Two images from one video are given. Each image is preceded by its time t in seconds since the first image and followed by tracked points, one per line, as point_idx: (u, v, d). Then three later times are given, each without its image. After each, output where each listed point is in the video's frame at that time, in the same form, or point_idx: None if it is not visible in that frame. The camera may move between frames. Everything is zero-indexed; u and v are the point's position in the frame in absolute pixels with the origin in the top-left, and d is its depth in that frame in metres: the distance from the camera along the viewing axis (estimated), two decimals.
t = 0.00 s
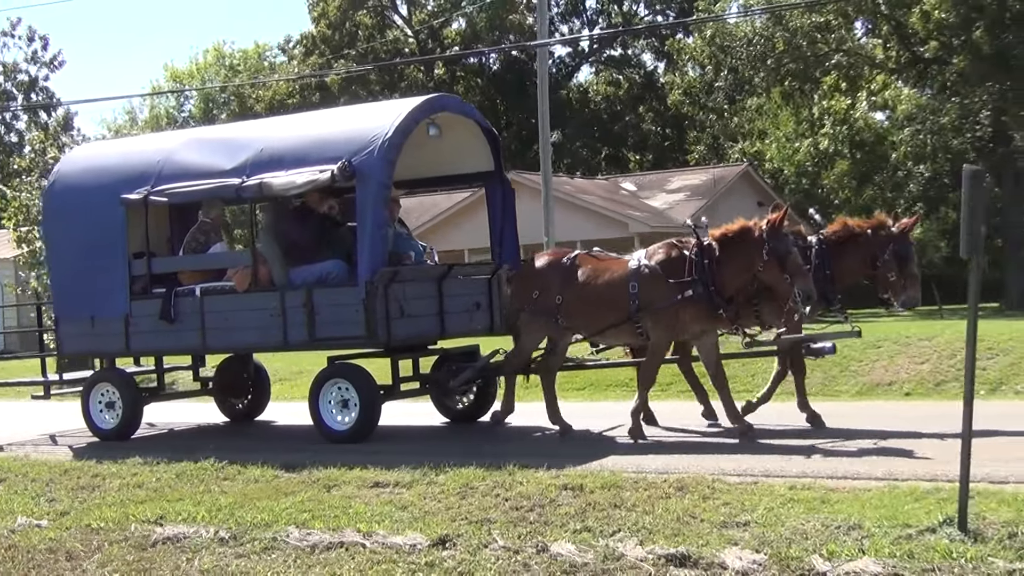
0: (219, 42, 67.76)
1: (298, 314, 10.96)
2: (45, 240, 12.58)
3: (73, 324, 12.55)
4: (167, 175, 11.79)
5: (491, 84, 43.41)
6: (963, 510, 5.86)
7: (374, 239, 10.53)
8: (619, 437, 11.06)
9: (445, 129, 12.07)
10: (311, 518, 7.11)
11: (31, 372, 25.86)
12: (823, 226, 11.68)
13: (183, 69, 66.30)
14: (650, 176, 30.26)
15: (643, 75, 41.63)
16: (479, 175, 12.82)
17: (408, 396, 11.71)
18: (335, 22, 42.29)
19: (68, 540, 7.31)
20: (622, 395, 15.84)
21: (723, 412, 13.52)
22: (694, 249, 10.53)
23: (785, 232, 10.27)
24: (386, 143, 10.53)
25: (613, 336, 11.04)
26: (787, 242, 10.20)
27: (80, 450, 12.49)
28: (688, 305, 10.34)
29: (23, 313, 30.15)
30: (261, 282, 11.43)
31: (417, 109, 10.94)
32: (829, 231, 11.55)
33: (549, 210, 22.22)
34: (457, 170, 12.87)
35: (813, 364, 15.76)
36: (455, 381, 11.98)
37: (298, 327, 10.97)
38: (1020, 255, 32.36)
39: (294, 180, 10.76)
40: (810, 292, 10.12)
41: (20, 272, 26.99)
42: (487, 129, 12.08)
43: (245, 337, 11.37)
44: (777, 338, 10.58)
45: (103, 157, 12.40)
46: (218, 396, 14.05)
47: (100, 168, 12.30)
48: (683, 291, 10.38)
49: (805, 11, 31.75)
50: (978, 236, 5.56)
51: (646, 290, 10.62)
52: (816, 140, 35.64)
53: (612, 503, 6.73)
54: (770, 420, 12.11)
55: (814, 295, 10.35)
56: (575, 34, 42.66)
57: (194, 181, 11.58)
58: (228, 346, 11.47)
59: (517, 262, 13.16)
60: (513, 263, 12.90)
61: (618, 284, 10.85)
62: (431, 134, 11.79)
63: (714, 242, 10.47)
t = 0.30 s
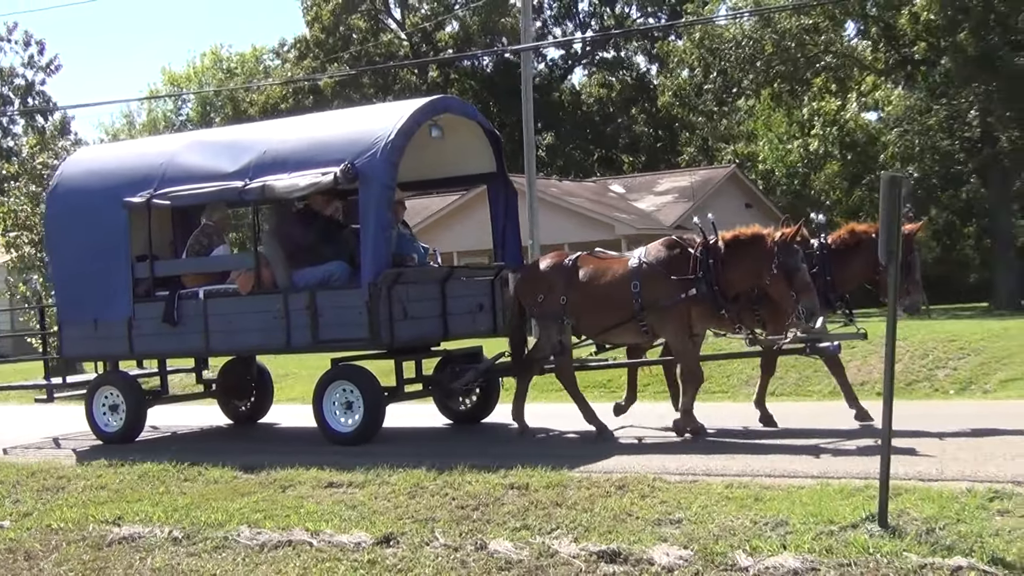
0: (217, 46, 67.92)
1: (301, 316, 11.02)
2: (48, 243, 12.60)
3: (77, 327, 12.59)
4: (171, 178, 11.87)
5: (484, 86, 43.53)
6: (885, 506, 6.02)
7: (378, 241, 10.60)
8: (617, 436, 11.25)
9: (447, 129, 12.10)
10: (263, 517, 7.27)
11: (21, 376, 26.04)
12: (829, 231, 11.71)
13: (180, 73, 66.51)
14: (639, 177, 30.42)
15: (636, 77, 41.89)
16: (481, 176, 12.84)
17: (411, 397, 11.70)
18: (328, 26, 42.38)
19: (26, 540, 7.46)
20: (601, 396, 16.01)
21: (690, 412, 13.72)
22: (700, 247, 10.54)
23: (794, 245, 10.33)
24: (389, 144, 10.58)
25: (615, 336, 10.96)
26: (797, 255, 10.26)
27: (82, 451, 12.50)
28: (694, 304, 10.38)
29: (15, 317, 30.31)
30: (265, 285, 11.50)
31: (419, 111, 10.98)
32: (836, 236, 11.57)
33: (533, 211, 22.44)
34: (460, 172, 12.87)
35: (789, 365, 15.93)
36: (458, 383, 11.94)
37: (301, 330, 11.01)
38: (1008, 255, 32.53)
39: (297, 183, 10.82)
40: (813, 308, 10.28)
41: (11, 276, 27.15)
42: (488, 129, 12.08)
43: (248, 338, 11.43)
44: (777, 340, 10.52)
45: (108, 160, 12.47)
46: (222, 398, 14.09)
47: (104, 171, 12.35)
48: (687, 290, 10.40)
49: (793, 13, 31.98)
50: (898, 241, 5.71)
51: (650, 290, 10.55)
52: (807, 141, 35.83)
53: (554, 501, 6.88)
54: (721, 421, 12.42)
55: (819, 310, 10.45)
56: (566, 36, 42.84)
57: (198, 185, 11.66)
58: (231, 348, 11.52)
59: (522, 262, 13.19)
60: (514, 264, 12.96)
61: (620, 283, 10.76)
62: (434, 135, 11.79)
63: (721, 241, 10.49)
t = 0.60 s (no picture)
0: (211, 51, 68.24)
1: (304, 320, 11.01)
2: (51, 248, 12.54)
3: (78, 332, 12.55)
4: (172, 183, 11.84)
5: (474, 90, 43.77)
6: (811, 507, 6.18)
7: (380, 244, 10.55)
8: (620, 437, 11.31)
9: (449, 134, 12.06)
10: (217, 521, 7.41)
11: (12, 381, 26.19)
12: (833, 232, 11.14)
13: (175, 78, 66.81)
14: (625, 180, 30.50)
15: (625, 81, 42.04)
16: (483, 179, 12.77)
17: (413, 400, 11.70)
18: (319, 31, 42.47)
19: None
20: (580, 401, 16.14)
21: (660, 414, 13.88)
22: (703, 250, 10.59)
23: (790, 237, 10.25)
24: (390, 148, 10.54)
25: (622, 338, 10.96)
26: (793, 247, 10.17)
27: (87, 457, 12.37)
28: (702, 306, 10.42)
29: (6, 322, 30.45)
30: (267, 288, 11.49)
31: (422, 115, 10.96)
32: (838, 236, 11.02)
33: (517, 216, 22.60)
34: (462, 174, 12.79)
35: (764, 366, 16.06)
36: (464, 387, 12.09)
37: (304, 333, 11.01)
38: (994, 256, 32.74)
39: (299, 187, 10.80)
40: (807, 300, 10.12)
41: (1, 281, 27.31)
42: (489, 133, 12.03)
43: (250, 342, 11.40)
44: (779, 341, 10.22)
45: (110, 164, 12.42)
46: (224, 403, 14.18)
47: (106, 175, 12.30)
48: (693, 292, 10.42)
49: (779, 16, 31.95)
50: (822, 249, 5.86)
51: (655, 292, 10.60)
52: (795, 143, 36.04)
53: (498, 503, 7.02)
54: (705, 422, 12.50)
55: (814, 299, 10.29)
56: (556, 40, 43.00)
57: (199, 190, 11.64)
58: (233, 352, 11.50)
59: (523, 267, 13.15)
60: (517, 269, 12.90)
61: (624, 284, 10.78)
62: (435, 138, 11.75)
63: (721, 244, 10.52)
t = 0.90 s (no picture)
0: (205, 51, 68.38)
1: (307, 322, 10.86)
2: (51, 249, 12.33)
3: (80, 334, 12.37)
4: (173, 184, 11.66)
5: (463, 92, 43.92)
6: (744, 504, 6.33)
7: (383, 244, 10.42)
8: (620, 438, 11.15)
9: (451, 134, 11.92)
10: (172, 521, 7.54)
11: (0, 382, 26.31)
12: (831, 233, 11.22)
13: (168, 79, 66.92)
14: (612, 181, 30.65)
15: (614, 81, 42.13)
16: (485, 180, 12.65)
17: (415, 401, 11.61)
18: (310, 33, 42.53)
19: None
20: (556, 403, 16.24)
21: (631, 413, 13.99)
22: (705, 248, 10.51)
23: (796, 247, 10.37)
24: (393, 149, 10.43)
25: (620, 337, 10.90)
26: (799, 258, 10.30)
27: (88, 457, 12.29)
28: (699, 305, 10.32)
29: None
30: (270, 290, 11.32)
31: (425, 115, 10.84)
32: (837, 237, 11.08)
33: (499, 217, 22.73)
34: (463, 174, 12.69)
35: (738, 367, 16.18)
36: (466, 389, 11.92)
37: (307, 335, 10.86)
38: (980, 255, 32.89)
39: (302, 188, 10.64)
40: (809, 311, 10.29)
41: None
42: (491, 133, 11.91)
43: (253, 344, 11.27)
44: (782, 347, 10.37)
45: (110, 165, 12.22)
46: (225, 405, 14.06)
47: (107, 175, 12.11)
48: (693, 289, 10.32)
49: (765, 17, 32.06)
50: (748, 252, 6.02)
51: (657, 291, 10.52)
52: (782, 143, 36.22)
53: (446, 501, 7.16)
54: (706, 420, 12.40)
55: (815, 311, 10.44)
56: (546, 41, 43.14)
57: (199, 191, 11.46)
58: (237, 353, 11.36)
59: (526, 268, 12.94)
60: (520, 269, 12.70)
61: (626, 285, 10.72)
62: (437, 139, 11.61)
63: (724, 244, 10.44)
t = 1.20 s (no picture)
0: (196, 52, 68.46)
1: (306, 321, 10.89)
2: (52, 250, 12.48)
3: (80, 333, 12.49)
4: (172, 183, 11.77)
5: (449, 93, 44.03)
6: (675, 503, 6.48)
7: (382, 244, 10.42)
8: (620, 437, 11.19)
9: (450, 134, 11.97)
10: (124, 520, 7.68)
11: None
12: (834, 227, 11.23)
13: (160, 80, 66.99)
14: (594, 181, 30.85)
15: (600, 82, 42.41)
16: (484, 179, 12.74)
17: (412, 401, 11.56)
18: (297, 34, 42.59)
19: None
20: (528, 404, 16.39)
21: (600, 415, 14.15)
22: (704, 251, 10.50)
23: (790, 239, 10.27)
24: (391, 148, 10.45)
25: (620, 337, 11.08)
26: (795, 248, 10.18)
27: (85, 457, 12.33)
28: (699, 309, 10.25)
29: None
30: (268, 290, 11.38)
31: (423, 114, 10.88)
32: (841, 233, 11.08)
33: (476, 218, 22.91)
34: (464, 172, 12.77)
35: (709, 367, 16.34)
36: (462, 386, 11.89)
37: (306, 334, 10.88)
38: (962, 255, 33.08)
39: (299, 187, 10.69)
40: (812, 300, 10.18)
41: None
42: (490, 133, 11.95)
43: (251, 343, 11.31)
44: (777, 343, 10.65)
45: (111, 166, 12.36)
46: (223, 405, 14.18)
47: (109, 176, 12.24)
48: (692, 295, 10.25)
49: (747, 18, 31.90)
50: (677, 253, 6.15)
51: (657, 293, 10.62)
52: (767, 143, 36.40)
53: (389, 500, 7.29)
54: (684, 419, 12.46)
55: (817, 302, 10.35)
56: (532, 42, 43.27)
57: (198, 190, 11.56)
58: (236, 353, 11.38)
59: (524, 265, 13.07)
60: (519, 267, 12.76)
61: (627, 285, 10.85)
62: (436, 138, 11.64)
63: (723, 248, 10.44)
